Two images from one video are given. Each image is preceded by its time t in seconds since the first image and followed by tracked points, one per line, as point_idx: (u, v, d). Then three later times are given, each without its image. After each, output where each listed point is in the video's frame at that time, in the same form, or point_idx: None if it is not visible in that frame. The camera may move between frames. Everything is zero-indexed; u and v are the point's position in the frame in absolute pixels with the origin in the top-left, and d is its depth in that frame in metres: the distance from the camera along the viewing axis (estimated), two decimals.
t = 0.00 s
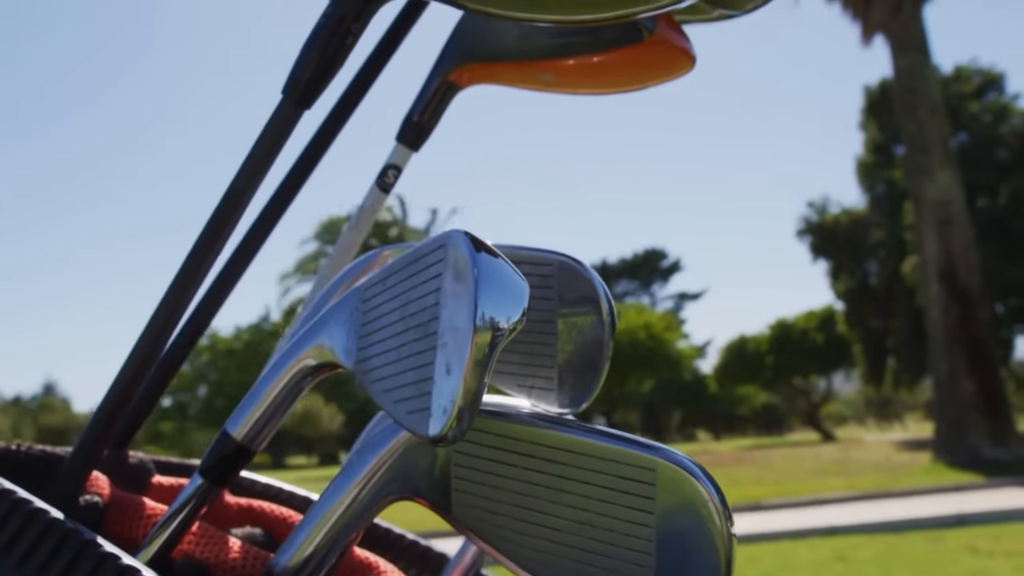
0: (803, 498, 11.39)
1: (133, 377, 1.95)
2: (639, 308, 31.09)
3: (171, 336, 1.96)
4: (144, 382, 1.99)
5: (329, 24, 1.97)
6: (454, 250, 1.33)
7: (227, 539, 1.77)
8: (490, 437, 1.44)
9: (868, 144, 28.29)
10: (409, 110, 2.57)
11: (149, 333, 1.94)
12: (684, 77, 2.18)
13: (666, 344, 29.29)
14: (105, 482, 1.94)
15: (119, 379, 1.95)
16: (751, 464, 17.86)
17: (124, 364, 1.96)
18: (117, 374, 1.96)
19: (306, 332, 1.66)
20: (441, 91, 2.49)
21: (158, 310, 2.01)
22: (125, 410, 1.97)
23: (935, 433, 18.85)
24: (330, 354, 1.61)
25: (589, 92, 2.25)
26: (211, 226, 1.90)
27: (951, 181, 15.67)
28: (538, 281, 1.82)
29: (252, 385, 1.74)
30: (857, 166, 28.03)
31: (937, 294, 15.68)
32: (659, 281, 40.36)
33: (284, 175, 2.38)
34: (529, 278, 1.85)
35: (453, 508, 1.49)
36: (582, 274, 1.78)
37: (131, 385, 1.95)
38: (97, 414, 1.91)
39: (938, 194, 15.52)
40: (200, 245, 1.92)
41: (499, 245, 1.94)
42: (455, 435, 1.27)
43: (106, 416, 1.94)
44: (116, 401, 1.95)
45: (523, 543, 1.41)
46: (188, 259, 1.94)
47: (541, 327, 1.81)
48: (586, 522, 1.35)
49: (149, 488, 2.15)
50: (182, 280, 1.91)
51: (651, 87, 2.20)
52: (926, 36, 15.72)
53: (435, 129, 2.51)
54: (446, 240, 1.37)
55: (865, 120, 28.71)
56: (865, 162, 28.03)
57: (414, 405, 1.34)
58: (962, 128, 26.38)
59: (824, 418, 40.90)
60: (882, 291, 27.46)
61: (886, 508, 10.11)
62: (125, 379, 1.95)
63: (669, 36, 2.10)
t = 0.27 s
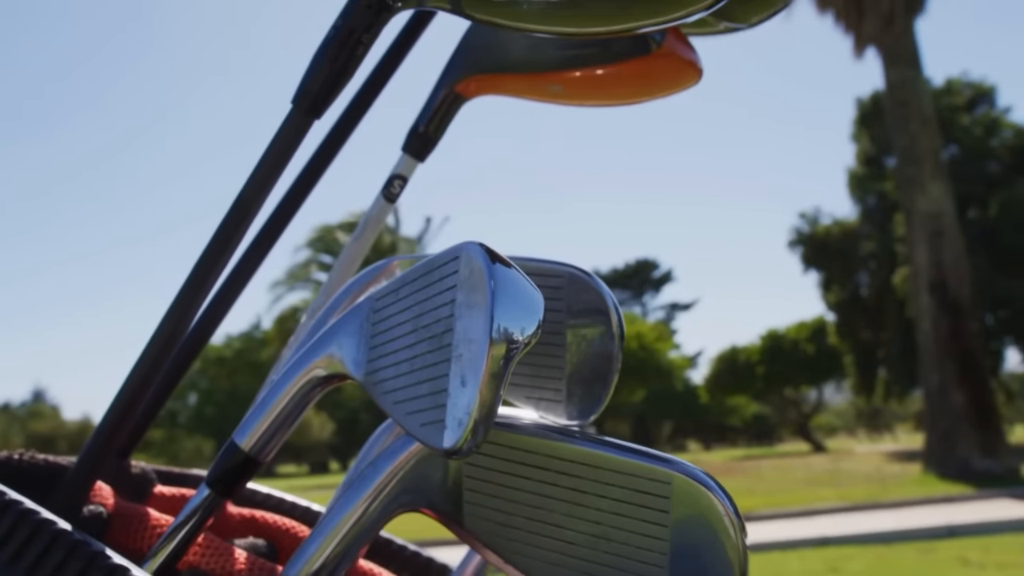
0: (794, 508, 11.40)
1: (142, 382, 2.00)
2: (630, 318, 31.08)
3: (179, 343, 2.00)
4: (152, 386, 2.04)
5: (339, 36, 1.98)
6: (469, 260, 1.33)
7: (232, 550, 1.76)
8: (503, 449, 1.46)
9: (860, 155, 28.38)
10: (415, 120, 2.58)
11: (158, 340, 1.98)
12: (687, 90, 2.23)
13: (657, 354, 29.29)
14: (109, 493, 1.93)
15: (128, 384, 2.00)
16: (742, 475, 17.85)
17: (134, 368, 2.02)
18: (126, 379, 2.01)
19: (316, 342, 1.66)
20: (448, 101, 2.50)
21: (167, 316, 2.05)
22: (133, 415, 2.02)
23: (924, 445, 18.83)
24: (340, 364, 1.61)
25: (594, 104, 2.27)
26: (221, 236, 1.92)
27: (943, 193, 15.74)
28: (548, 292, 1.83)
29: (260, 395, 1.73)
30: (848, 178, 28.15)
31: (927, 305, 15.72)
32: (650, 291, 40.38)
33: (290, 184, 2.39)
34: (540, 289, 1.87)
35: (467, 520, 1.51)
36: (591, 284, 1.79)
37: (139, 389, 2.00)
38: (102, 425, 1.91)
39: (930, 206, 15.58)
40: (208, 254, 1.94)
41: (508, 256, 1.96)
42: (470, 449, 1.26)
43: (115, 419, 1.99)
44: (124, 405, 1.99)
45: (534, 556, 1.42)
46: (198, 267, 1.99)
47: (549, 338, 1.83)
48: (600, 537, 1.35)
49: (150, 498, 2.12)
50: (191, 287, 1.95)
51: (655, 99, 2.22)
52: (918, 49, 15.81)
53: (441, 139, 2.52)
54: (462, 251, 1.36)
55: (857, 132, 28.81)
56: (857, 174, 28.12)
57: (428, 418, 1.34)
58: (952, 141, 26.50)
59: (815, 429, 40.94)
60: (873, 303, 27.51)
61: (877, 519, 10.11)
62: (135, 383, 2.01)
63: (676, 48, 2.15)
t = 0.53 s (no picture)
0: (785, 516, 11.40)
1: (144, 387, 2.02)
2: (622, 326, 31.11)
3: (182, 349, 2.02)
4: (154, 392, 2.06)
5: (344, 42, 1.99)
6: (477, 267, 1.34)
7: (233, 558, 1.76)
8: (509, 456, 1.46)
9: (851, 164, 28.52)
10: (417, 128, 2.59)
11: (161, 344, 2.00)
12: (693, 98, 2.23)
13: (649, 362, 29.32)
14: (109, 500, 1.92)
15: (131, 389, 2.02)
16: (732, 483, 17.86)
17: (136, 374, 2.04)
18: (130, 384, 2.03)
19: (320, 348, 1.65)
20: (450, 108, 2.51)
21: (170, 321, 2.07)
22: (135, 419, 2.04)
23: (915, 454, 18.89)
24: (345, 371, 1.60)
25: (598, 112, 2.28)
26: (224, 242, 1.93)
27: (933, 203, 15.82)
28: (554, 299, 1.84)
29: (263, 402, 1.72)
30: (840, 186, 28.27)
31: (918, 314, 15.76)
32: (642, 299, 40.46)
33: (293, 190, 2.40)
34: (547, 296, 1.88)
35: (472, 528, 1.51)
36: (595, 292, 1.80)
37: (141, 395, 2.02)
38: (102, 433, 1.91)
39: (920, 215, 15.66)
40: (212, 260, 1.95)
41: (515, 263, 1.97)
42: (478, 457, 1.26)
43: (116, 425, 2.01)
44: (127, 410, 2.01)
45: (541, 563, 1.42)
46: (200, 272, 2.01)
47: (554, 345, 1.83)
48: (607, 545, 1.36)
49: (150, 505, 2.11)
50: (194, 293, 1.97)
51: (660, 106, 2.23)
52: (909, 59, 15.91)
53: (443, 146, 2.53)
54: (470, 259, 1.37)
55: (848, 141, 28.96)
56: (848, 183, 28.26)
57: (435, 425, 1.34)
58: (943, 150, 26.63)
59: (805, 437, 41.00)
60: (864, 311, 27.60)
61: (867, 527, 10.11)
62: (137, 387, 2.03)
63: (680, 57, 2.16)
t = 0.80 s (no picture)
0: (775, 524, 11.40)
1: (143, 391, 2.02)
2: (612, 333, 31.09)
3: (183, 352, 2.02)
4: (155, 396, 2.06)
5: (347, 48, 2.00)
6: (483, 274, 1.33)
7: (233, 564, 1.75)
8: (514, 463, 1.47)
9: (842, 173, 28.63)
10: (418, 135, 2.59)
11: (160, 348, 2.00)
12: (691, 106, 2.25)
13: (639, 369, 29.30)
14: (106, 506, 1.91)
15: (131, 392, 2.02)
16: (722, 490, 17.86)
17: (136, 377, 2.03)
18: (129, 388, 2.03)
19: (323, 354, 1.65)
20: (449, 115, 2.52)
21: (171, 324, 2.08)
22: (133, 424, 2.04)
23: (905, 462, 18.91)
24: (347, 378, 1.60)
25: (599, 119, 2.30)
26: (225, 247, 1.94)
27: (924, 211, 15.89)
28: (555, 306, 1.84)
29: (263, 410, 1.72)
30: (831, 195, 28.36)
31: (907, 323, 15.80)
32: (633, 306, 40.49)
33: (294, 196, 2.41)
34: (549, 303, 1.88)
35: (475, 536, 1.51)
36: (596, 299, 1.80)
37: (143, 396, 2.03)
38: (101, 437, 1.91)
39: (911, 224, 15.73)
40: (213, 265, 1.96)
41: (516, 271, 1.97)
42: (483, 465, 1.26)
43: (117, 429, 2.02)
44: (128, 412, 2.01)
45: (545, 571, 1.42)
46: (201, 275, 2.01)
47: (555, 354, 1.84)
48: (610, 554, 1.36)
49: (147, 511, 2.10)
50: (196, 297, 1.97)
51: (658, 114, 2.25)
52: (900, 68, 15.99)
53: (443, 153, 2.54)
54: (476, 266, 1.36)
55: (839, 150, 29.08)
56: (839, 191, 28.36)
57: (440, 432, 1.33)
58: (933, 159, 26.75)
59: (795, 445, 41.02)
60: (854, 319, 27.66)
61: (857, 535, 10.12)
62: (136, 392, 2.03)
63: (680, 65, 2.17)
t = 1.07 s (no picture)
0: (762, 535, 11.41)
1: (138, 398, 2.02)
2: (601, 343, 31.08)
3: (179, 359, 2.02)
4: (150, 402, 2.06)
5: (348, 56, 2.00)
6: (486, 283, 1.33)
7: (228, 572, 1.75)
8: (514, 474, 1.47)
9: (830, 185, 28.77)
10: (415, 143, 2.60)
11: (157, 353, 2.00)
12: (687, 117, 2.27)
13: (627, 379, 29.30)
14: (100, 513, 1.90)
15: (126, 399, 2.02)
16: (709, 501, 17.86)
17: (132, 382, 2.03)
18: (125, 394, 2.03)
19: (320, 362, 1.64)
20: (447, 125, 2.53)
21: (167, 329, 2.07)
22: (128, 431, 2.03)
23: (891, 474, 18.95)
24: (345, 386, 1.59)
25: (596, 130, 2.32)
26: (224, 253, 1.95)
27: (911, 224, 15.98)
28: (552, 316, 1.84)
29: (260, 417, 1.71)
30: (819, 207, 28.50)
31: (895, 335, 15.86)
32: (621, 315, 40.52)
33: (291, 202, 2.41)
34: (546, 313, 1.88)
35: (473, 546, 1.52)
36: (594, 309, 1.80)
37: (139, 402, 2.02)
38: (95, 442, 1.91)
39: (898, 236, 15.81)
40: (211, 272, 1.96)
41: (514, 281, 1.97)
42: (484, 474, 1.25)
43: (112, 435, 2.02)
44: (123, 419, 2.01)
45: None
46: (198, 282, 2.00)
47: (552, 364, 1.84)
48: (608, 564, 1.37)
49: (139, 518, 2.09)
50: (193, 303, 1.97)
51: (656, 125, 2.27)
52: (889, 81, 16.09)
53: (440, 161, 2.55)
54: (477, 276, 1.36)
55: (828, 161, 29.24)
56: (828, 203, 28.52)
57: (438, 442, 1.33)
58: (920, 172, 26.93)
59: (783, 455, 41.07)
60: (841, 331, 27.77)
61: (844, 547, 10.14)
62: (132, 399, 2.03)
63: (678, 76, 2.18)
